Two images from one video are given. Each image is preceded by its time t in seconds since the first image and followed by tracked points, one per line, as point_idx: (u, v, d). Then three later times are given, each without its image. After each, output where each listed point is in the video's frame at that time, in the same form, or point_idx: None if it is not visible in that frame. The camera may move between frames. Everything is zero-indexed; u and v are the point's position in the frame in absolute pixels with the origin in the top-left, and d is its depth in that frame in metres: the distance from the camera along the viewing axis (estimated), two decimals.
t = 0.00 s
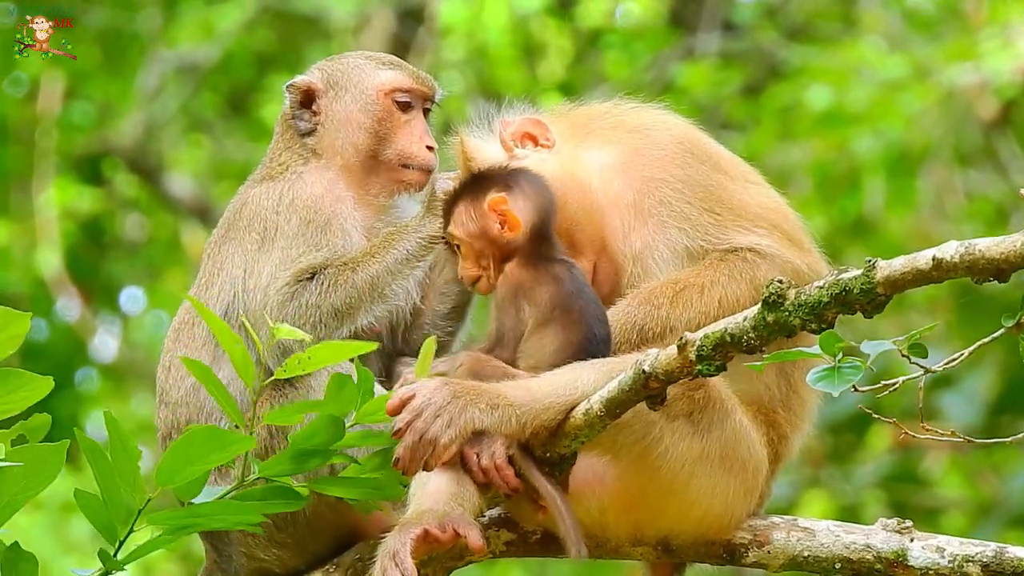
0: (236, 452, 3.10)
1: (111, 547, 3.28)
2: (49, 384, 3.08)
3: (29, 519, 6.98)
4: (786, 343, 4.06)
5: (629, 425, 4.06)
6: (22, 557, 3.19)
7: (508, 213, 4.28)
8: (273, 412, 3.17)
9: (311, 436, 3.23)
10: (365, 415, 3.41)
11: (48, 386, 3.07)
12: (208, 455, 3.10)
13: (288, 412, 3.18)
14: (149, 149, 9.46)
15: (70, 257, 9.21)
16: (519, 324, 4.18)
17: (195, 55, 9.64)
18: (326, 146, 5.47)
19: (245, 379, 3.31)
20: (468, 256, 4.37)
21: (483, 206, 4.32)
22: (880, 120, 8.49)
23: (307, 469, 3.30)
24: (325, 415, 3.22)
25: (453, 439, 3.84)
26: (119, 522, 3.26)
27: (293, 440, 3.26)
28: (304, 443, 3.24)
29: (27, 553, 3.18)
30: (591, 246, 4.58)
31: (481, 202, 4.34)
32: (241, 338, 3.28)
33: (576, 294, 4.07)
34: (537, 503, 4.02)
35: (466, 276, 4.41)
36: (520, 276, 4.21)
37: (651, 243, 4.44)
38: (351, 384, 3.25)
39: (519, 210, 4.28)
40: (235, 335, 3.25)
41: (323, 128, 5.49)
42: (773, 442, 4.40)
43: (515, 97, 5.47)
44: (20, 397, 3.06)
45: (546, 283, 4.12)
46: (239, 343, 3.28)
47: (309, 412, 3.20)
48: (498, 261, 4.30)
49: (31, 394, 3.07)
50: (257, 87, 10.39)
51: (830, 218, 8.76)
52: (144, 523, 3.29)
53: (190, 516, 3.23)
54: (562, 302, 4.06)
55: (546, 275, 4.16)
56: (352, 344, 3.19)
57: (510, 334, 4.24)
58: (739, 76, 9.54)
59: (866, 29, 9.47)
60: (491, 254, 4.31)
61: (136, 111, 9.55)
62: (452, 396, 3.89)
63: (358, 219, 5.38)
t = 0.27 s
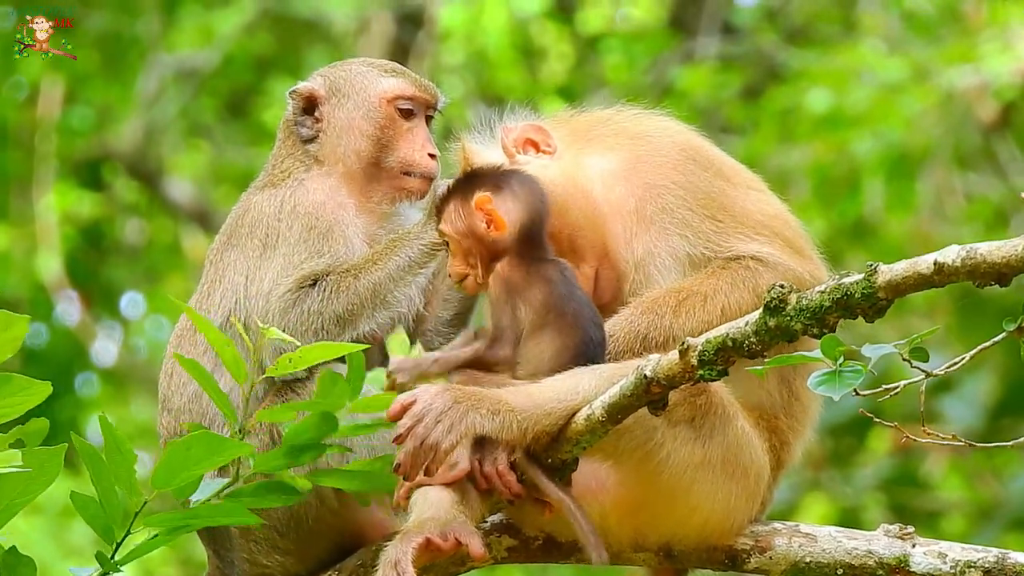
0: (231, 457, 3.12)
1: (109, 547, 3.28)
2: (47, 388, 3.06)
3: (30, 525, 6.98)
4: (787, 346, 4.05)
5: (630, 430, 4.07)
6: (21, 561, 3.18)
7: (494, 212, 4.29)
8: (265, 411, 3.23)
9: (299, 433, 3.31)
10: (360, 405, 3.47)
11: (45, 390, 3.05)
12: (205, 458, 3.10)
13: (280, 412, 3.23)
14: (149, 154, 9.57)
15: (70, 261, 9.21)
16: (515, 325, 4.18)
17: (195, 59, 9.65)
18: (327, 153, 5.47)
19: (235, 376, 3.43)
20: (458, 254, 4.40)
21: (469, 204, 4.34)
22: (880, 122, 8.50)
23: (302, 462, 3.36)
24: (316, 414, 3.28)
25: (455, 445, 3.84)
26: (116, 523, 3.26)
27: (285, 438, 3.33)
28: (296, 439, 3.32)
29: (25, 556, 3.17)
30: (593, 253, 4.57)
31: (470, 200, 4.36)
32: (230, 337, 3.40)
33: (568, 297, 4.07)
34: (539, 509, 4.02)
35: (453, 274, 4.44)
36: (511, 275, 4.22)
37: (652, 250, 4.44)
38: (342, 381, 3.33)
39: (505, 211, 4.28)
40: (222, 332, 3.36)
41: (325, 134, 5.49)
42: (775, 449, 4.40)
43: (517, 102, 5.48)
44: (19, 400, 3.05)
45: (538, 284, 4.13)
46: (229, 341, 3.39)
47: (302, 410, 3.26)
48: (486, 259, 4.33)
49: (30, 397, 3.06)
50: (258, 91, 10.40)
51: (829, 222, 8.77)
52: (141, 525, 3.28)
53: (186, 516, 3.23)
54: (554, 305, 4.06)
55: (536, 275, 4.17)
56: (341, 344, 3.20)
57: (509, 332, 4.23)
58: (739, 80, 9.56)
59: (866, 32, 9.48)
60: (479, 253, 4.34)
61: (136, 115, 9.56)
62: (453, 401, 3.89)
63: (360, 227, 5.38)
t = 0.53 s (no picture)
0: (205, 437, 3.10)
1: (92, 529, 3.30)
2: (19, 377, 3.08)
3: (32, 527, 6.98)
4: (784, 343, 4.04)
5: (628, 430, 4.08)
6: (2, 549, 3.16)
7: (496, 213, 4.27)
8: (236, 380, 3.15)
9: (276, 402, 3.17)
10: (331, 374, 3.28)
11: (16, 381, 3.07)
12: (181, 440, 3.08)
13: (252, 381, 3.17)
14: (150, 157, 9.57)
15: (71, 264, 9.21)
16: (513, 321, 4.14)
17: (196, 63, 9.68)
18: (326, 155, 5.48)
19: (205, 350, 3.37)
20: (463, 253, 4.38)
21: (473, 203, 4.32)
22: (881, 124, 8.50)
23: (279, 433, 3.19)
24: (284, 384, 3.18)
25: (452, 443, 3.87)
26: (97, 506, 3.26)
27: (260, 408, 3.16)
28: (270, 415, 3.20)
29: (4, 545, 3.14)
30: (592, 252, 4.55)
31: (475, 199, 4.34)
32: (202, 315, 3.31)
33: (567, 297, 4.07)
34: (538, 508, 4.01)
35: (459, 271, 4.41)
36: (509, 272, 4.19)
37: (652, 250, 4.43)
38: (312, 348, 3.23)
39: (507, 213, 4.26)
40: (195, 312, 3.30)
41: (324, 137, 5.50)
42: (774, 448, 4.39)
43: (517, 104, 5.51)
44: None
45: (536, 282, 4.12)
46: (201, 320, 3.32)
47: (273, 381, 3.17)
48: (488, 258, 4.29)
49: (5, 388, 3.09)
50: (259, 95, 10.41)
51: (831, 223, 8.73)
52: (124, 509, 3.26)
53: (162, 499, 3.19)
54: (553, 304, 4.05)
55: (534, 274, 4.15)
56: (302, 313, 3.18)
57: (507, 328, 4.17)
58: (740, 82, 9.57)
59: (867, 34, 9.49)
60: (482, 252, 4.31)
61: (137, 119, 9.58)
62: (450, 400, 3.91)
63: (359, 228, 5.36)
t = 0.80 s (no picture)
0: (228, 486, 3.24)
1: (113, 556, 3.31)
2: (37, 392, 3.22)
3: (32, 525, 6.98)
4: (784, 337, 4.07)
5: (627, 426, 4.06)
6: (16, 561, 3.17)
7: (484, 222, 4.27)
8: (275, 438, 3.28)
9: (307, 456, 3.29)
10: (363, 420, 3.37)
11: (35, 394, 3.21)
12: (206, 482, 3.20)
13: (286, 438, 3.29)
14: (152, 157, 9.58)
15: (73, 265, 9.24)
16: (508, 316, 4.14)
17: (199, 65, 9.71)
18: (324, 151, 5.47)
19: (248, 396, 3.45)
20: (462, 267, 4.36)
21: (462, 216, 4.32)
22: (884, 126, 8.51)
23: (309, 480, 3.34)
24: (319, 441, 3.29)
25: (452, 437, 3.84)
26: (121, 531, 3.28)
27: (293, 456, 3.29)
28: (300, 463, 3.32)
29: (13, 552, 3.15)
30: (593, 240, 4.55)
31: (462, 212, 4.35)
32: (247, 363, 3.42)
33: (567, 289, 4.09)
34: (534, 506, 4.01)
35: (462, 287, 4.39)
36: (509, 273, 4.19)
37: (652, 243, 4.43)
38: (352, 409, 3.26)
39: (496, 220, 4.27)
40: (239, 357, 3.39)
41: (321, 134, 5.49)
42: (773, 444, 4.39)
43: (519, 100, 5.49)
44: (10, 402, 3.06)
45: (538, 276, 4.14)
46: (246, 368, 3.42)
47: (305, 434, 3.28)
48: (486, 268, 4.27)
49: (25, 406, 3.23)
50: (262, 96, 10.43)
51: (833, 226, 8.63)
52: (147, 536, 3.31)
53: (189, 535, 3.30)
54: (552, 296, 4.07)
55: (535, 269, 4.17)
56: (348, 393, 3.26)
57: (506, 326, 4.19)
58: (742, 84, 9.58)
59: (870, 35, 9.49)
60: (478, 262, 4.30)
61: (140, 120, 9.60)
62: (450, 394, 3.88)
63: (357, 225, 5.37)
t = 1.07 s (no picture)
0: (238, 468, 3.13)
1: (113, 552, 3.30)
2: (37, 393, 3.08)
3: (35, 527, 6.98)
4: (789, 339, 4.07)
5: (631, 427, 4.08)
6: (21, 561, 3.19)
7: (498, 212, 4.31)
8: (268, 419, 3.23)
9: (309, 436, 3.23)
10: (365, 416, 3.42)
11: (35, 394, 3.07)
12: (213, 465, 3.11)
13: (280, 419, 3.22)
14: (153, 158, 9.58)
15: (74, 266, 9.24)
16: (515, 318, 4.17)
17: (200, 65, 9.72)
18: (329, 151, 5.48)
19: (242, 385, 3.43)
20: (474, 259, 4.42)
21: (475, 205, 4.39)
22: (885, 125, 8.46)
23: (307, 467, 3.29)
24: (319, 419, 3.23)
25: (456, 439, 3.86)
26: (120, 526, 3.27)
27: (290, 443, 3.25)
28: (303, 443, 3.25)
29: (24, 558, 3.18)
30: (598, 238, 4.54)
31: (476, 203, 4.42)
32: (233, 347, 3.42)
33: (572, 288, 4.12)
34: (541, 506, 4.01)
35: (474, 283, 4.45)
36: (518, 266, 4.22)
37: (656, 243, 4.44)
38: (346, 393, 3.32)
39: (509, 209, 4.30)
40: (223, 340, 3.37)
41: (326, 133, 5.50)
42: (776, 444, 4.40)
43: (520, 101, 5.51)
44: (11, 402, 3.06)
45: (544, 273, 4.17)
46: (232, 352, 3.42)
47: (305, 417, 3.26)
48: (495, 261, 4.32)
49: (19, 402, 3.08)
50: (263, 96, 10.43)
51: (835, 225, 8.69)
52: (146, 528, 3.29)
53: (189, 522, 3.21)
54: (558, 294, 4.10)
55: (542, 266, 4.19)
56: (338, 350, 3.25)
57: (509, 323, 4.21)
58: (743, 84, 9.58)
59: (872, 35, 9.48)
60: (491, 254, 4.34)
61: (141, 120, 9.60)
62: (454, 396, 3.90)
63: (359, 225, 5.36)
